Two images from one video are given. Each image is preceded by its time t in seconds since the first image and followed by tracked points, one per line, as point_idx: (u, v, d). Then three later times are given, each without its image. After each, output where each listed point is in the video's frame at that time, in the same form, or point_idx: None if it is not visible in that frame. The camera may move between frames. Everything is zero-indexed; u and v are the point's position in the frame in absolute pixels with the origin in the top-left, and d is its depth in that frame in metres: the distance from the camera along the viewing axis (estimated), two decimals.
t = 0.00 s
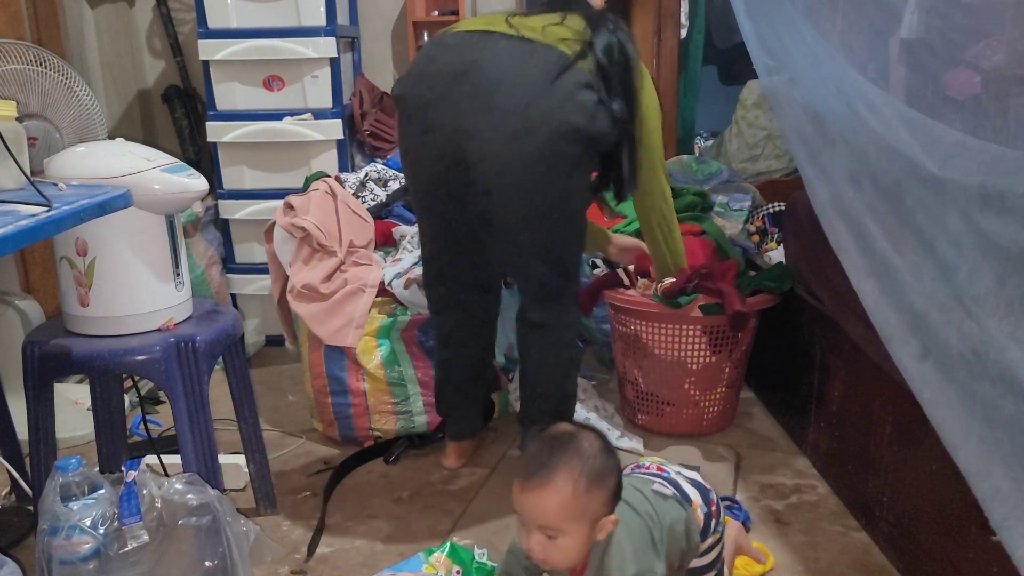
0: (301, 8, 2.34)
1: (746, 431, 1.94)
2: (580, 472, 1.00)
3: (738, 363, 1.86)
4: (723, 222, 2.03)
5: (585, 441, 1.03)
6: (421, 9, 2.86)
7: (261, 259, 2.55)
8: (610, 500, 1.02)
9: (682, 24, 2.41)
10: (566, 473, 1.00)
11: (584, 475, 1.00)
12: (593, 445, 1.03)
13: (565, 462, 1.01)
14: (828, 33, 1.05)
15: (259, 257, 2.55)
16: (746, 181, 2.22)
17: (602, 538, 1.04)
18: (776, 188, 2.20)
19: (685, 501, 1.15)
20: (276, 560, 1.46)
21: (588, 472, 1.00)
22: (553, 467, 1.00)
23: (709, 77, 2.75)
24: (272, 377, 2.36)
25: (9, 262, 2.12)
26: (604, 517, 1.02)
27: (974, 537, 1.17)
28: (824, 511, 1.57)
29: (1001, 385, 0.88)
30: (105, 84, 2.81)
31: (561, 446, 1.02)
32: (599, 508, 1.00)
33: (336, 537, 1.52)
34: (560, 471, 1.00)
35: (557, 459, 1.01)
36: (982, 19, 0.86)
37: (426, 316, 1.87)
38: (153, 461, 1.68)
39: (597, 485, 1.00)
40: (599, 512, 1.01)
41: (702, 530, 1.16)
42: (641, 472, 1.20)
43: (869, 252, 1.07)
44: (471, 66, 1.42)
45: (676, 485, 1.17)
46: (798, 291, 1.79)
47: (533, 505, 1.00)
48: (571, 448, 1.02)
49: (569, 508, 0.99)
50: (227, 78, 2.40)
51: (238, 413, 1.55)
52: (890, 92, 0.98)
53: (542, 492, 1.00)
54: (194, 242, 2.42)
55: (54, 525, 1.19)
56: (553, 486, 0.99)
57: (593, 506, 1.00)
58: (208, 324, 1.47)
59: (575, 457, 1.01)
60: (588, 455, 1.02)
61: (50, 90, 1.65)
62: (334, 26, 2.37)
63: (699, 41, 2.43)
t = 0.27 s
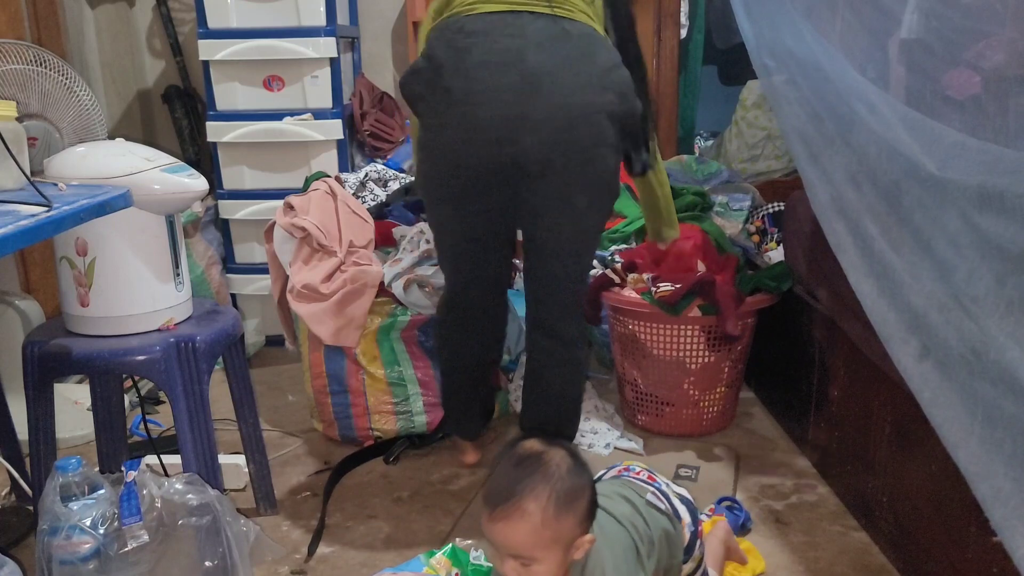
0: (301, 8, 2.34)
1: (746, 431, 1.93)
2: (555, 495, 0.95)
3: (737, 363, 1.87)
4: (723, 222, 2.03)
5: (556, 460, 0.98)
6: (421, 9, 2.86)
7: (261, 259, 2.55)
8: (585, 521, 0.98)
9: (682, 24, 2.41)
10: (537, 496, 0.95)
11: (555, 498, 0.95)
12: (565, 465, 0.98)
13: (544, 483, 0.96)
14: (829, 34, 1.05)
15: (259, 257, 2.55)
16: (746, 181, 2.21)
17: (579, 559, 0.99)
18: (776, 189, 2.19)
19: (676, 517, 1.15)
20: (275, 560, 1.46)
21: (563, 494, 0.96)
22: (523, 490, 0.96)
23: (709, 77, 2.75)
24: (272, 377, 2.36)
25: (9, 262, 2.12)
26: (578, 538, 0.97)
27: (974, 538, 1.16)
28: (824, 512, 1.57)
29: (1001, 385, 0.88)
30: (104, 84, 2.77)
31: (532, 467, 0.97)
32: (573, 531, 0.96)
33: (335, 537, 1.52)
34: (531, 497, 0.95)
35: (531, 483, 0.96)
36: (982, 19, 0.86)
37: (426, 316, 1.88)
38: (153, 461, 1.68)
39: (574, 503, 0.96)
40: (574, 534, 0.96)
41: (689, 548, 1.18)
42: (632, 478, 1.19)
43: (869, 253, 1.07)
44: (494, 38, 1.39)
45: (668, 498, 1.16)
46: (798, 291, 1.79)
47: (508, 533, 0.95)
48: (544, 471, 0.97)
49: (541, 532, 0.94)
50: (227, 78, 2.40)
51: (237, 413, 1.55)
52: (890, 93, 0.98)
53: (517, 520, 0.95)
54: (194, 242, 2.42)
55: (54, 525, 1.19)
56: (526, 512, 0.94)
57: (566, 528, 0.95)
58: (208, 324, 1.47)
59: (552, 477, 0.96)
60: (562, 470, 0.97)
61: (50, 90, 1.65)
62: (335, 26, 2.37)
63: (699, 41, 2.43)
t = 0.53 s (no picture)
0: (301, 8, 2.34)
1: (746, 431, 1.93)
2: (556, 505, 0.93)
3: (737, 363, 1.87)
4: (722, 222, 2.03)
5: (562, 472, 0.95)
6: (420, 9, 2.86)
7: (261, 259, 2.55)
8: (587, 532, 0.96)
9: (682, 24, 2.41)
10: (538, 507, 0.93)
11: (556, 513, 0.93)
12: (570, 477, 0.95)
13: (547, 491, 0.94)
14: (829, 34, 1.05)
15: (259, 257, 2.55)
16: (746, 180, 2.21)
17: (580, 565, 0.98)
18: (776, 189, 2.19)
19: (688, 524, 1.14)
20: (275, 559, 1.46)
21: (565, 504, 0.93)
22: (524, 500, 0.93)
23: (709, 77, 2.75)
24: (272, 377, 2.36)
25: (9, 263, 2.12)
26: (579, 549, 0.96)
27: (974, 538, 1.16)
28: (824, 512, 1.57)
29: (1001, 385, 0.88)
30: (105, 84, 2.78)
31: (536, 477, 0.95)
32: (571, 543, 0.94)
33: (335, 537, 1.53)
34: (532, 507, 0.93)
35: (534, 491, 0.94)
36: (980, 20, 0.86)
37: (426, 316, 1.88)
38: (153, 461, 1.68)
39: (580, 512, 0.94)
40: (572, 546, 0.95)
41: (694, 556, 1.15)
42: (654, 475, 1.18)
43: (869, 253, 1.08)
44: (506, 40, 1.10)
45: (682, 503, 1.15)
46: (798, 292, 1.79)
47: (507, 537, 0.95)
48: (548, 482, 0.94)
49: (537, 541, 0.93)
50: (227, 78, 2.40)
51: (238, 413, 1.55)
52: (889, 93, 0.98)
53: (515, 527, 0.93)
54: (194, 242, 2.43)
55: (54, 526, 1.19)
56: (525, 521, 0.93)
57: (563, 542, 0.94)
58: (208, 324, 1.47)
59: (557, 487, 0.94)
60: (567, 481, 0.95)
61: (50, 90, 1.65)
62: (334, 26, 2.37)
63: (699, 41, 2.43)
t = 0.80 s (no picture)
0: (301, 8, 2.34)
1: (746, 431, 1.93)
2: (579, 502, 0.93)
3: (737, 362, 1.87)
4: (722, 222, 2.03)
5: (589, 473, 0.94)
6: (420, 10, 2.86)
7: (261, 259, 2.55)
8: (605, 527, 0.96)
9: (682, 24, 2.41)
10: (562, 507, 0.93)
11: (579, 514, 0.93)
12: (598, 477, 0.95)
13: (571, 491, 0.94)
14: (828, 34, 1.06)
15: (259, 256, 2.55)
16: (746, 181, 2.21)
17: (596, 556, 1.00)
18: (777, 189, 2.19)
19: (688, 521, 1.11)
20: (276, 559, 1.46)
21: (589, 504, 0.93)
22: (549, 498, 0.93)
23: (709, 77, 2.75)
24: (272, 377, 2.36)
25: (9, 263, 2.12)
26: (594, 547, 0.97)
27: (974, 537, 1.16)
28: (824, 512, 1.57)
29: (1002, 385, 0.88)
30: (105, 84, 2.78)
31: (562, 476, 0.94)
32: (589, 542, 0.95)
33: (336, 537, 1.53)
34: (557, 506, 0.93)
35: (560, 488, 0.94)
36: (980, 20, 0.86)
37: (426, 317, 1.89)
38: (153, 461, 1.68)
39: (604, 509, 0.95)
40: (590, 543, 0.96)
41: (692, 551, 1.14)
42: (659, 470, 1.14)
43: (870, 253, 1.07)
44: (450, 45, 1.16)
45: (685, 499, 1.12)
46: (799, 292, 1.79)
47: (525, 529, 0.96)
48: (574, 482, 0.94)
49: (556, 536, 0.94)
50: (227, 78, 2.40)
51: (238, 413, 1.55)
52: (890, 93, 0.99)
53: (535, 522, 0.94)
54: (194, 242, 2.43)
55: (54, 525, 1.19)
56: (546, 519, 0.93)
57: (581, 541, 0.95)
58: (208, 324, 1.47)
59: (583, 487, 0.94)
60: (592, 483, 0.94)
61: (50, 90, 1.65)
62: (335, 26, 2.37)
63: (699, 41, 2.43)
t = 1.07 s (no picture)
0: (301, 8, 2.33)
1: (746, 431, 1.93)
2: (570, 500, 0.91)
3: (737, 362, 1.87)
4: (722, 222, 2.03)
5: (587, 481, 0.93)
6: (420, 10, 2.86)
7: (261, 259, 2.55)
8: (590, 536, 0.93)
9: (683, 24, 2.42)
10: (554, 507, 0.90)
11: (574, 519, 0.91)
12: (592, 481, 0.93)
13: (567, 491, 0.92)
14: (827, 34, 1.06)
15: (259, 256, 2.55)
16: (746, 181, 2.20)
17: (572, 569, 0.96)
18: (777, 189, 2.19)
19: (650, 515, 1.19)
20: (275, 559, 1.46)
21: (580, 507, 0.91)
22: (544, 498, 0.91)
23: (709, 77, 2.75)
24: (272, 377, 2.36)
25: (9, 263, 2.12)
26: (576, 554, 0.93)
27: (973, 537, 1.16)
28: (824, 511, 1.57)
29: (1000, 385, 0.88)
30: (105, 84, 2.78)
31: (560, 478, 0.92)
32: (578, 543, 0.92)
33: (335, 537, 1.53)
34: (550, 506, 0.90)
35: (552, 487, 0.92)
36: (980, 20, 0.86)
37: (426, 317, 1.91)
38: (153, 461, 1.68)
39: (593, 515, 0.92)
40: (576, 549, 0.93)
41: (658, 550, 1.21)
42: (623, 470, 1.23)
43: (867, 254, 1.07)
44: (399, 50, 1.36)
45: (648, 498, 1.21)
46: (798, 292, 1.79)
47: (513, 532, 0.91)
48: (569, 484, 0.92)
49: (548, 540, 0.90)
50: (227, 77, 2.40)
51: (237, 413, 1.55)
52: (890, 93, 0.99)
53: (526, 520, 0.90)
54: (194, 242, 2.43)
55: (54, 525, 1.19)
56: (541, 518, 0.90)
57: (570, 545, 0.91)
58: (207, 324, 1.47)
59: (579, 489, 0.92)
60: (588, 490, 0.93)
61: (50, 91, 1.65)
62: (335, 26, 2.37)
63: (699, 41, 2.44)
